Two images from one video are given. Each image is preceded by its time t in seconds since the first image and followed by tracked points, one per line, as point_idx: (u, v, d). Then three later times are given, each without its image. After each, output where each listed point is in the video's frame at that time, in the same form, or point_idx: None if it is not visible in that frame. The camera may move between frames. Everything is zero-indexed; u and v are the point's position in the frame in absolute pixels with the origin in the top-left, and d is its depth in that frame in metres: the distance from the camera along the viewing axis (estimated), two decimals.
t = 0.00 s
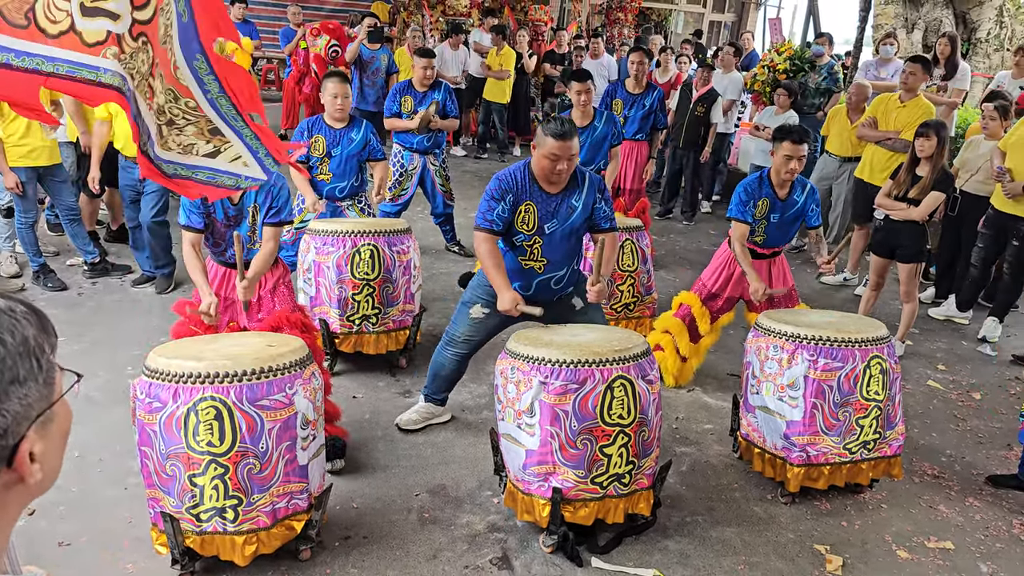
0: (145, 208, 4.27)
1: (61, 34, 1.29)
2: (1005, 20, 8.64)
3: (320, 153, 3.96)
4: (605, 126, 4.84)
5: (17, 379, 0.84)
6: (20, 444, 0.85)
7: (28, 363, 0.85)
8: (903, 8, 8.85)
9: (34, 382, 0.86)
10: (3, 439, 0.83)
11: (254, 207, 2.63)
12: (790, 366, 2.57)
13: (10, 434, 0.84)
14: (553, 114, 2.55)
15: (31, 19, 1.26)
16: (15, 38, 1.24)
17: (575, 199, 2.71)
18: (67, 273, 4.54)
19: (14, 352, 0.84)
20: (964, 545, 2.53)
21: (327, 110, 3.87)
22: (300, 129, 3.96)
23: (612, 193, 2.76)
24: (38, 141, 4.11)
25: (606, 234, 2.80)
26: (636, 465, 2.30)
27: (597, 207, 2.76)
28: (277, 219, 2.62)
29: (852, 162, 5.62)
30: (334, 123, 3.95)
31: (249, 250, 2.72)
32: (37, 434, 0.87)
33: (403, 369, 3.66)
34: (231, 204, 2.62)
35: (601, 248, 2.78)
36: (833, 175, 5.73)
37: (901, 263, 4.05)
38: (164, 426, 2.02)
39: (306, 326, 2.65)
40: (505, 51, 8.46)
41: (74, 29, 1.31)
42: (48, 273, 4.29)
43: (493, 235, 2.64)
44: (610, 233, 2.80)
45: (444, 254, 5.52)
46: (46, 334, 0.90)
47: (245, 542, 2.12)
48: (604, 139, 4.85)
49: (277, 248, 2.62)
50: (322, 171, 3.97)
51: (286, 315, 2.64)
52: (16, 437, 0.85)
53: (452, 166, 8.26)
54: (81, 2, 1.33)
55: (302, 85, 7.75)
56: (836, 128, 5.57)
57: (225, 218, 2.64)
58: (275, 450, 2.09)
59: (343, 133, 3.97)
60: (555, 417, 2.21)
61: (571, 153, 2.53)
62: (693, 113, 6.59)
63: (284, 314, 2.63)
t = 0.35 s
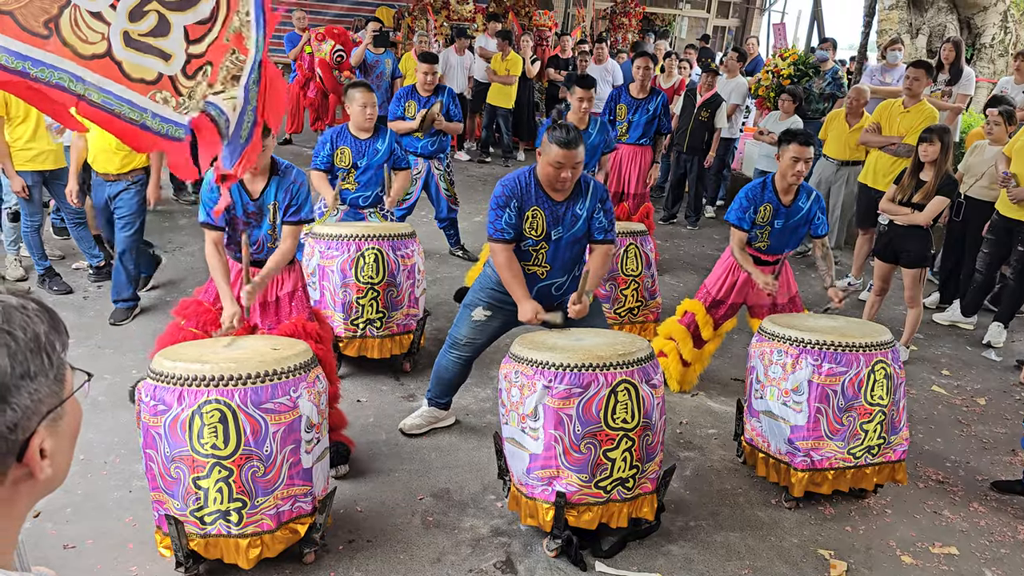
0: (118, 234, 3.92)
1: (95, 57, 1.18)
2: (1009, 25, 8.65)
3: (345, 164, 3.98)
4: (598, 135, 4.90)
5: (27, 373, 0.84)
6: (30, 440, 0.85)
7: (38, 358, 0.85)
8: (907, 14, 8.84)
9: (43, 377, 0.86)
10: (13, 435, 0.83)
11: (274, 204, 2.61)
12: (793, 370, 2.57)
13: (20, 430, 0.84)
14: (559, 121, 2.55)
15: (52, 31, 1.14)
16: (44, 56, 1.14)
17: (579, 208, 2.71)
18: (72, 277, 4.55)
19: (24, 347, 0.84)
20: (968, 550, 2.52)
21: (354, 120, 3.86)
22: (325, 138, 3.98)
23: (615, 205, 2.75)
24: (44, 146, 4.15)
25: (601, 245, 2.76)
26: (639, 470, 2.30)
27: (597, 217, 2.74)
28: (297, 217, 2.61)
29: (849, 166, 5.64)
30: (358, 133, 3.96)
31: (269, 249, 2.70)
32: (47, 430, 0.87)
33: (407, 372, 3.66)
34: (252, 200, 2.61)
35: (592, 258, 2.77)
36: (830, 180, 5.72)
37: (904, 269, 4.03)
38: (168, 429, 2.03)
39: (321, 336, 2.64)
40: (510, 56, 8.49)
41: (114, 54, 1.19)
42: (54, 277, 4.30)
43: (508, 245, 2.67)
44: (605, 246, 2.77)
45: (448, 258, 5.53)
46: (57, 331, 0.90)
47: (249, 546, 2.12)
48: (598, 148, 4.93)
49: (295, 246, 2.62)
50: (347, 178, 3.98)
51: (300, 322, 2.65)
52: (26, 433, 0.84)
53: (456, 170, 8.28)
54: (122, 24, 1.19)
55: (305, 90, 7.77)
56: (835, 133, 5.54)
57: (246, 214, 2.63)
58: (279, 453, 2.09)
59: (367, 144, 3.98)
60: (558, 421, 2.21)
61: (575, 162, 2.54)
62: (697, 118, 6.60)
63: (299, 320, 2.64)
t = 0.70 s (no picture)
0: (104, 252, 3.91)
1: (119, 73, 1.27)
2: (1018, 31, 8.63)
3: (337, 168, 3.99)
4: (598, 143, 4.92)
5: (52, 377, 0.85)
6: (52, 443, 0.86)
7: (61, 362, 0.86)
8: (915, 19, 8.81)
9: (67, 381, 0.87)
10: (38, 437, 0.84)
11: (239, 209, 2.62)
12: (802, 377, 2.56)
13: (44, 432, 0.84)
14: (566, 130, 2.56)
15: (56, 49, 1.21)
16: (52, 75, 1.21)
17: (586, 217, 2.73)
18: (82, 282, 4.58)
19: (48, 352, 0.84)
20: (979, 558, 2.51)
21: (345, 125, 3.91)
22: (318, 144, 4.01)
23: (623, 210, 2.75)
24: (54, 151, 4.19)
25: (613, 249, 2.77)
26: (647, 476, 2.30)
27: (605, 223, 2.75)
28: (263, 219, 2.64)
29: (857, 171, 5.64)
30: (351, 139, 3.98)
31: (240, 254, 2.70)
32: (67, 433, 0.88)
33: (415, 378, 3.67)
34: (216, 208, 2.60)
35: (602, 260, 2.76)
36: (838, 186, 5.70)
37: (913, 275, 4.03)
38: (178, 433, 2.04)
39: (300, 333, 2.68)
40: (519, 63, 8.51)
41: (94, 52, 1.24)
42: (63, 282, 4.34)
43: (514, 257, 2.67)
44: (617, 247, 2.77)
45: (456, 264, 5.54)
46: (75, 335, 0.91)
47: (258, 550, 2.13)
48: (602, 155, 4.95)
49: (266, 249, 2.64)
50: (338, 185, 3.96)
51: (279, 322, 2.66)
52: (49, 435, 0.85)
53: (464, 176, 8.30)
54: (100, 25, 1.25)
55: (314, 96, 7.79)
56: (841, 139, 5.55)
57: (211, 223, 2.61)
58: (288, 458, 2.10)
59: (359, 148, 4.00)
60: (566, 427, 2.21)
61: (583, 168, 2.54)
62: (705, 123, 6.60)
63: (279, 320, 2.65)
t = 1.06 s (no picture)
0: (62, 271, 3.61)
1: (115, 76, 1.21)
2: None
3: (349, 173, 4.00)
4: (617, 146, 4.90)
5: (78, 383, 0.85)
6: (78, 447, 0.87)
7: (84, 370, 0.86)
8: (925, 22, 8.77)
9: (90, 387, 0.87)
10: (67, 443, 0.84)
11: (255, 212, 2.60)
12: (811, 381, 2.55)
13: (73, 438, 0.85)
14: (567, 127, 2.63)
15: (75, 52, 1.19)
16: (65, 75, 1.18)
17: (595, 221, 2.72)
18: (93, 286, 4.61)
19: (71, 359, 0.85)
20: (990, 563, 2.49)
21: (354, 130, 3.92)
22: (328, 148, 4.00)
23: (631, 216, 2.75)
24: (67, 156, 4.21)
25: (623, 256, 2.77)
26: (656, 480, 2.30)
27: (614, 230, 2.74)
28: (279, 222, 2.59)
29: (866, 174, 5.60)
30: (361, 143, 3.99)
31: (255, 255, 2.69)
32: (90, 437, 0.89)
33: (423, 382, 3.67)
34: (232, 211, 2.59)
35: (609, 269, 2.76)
36: (847, 188, 5.68)
37: (924, 278, 4.00)
38: (188, 437, 2.05)
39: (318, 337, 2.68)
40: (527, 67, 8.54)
41: (134, 73, 1.22)
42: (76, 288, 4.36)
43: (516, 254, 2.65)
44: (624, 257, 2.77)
45: (464, 267, 5.55)
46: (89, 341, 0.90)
47: (267, 554, 2.14)
48: (612, 158, 4.91)
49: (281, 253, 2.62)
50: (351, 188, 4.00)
51: (298, 325, 2.68)
52: (76, 441, 0.86)
53: (473, 180, 8.32)
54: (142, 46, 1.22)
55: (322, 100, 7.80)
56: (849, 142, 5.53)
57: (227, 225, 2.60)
58: (297, 462, 2.11)
59: (371, 153, 4.01)
60: (575, 431, 2.21)
61: (589, 161, 2.57)
62: (714, 126, 6.59)
63: (297, 323, 2.67)
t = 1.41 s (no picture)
0: None
1: (123, 90, 1.47)
2: None
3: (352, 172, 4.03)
4: (614, 143, 4.89)
5: (55, 385, 0.84)
6: (57, 450, 0.85)
7: (63, 371, 0.85)
8: (930, 22, 8.73)
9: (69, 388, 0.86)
10: (44, 446, 0.83)
11: (272, 217, 2.58)
12: (816, 382, 2.55)
13: (51, 440, 0.84)
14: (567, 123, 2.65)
15: (88, 61, 1.42)
16: (70, 74, 1.40)
17: (597, 217, 2.72)
18: (97, 289, 4.62)
19: (50, 361, 0.84)
20: (995, 565, 2.48)
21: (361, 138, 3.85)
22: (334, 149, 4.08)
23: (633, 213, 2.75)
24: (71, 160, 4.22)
25: (620, 254, 2.76)
26: (660, 482, 2.29)
27: (615, 226, 2.74)
28: (294, 228, 2.56)
29: (870, 174, 5.59)
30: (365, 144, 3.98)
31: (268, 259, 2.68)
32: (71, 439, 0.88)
33: (427, 383, 3.67)
34: (249, 214, 2.58)
35: (611, 270, 2.75)
36: (850, 189, 5.66)
37: (928, 279, 4.02)
38: (191, 438, 2.06)
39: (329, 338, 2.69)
40: (530, 69, 8.54)
41: (141, 93, 1.50)
42: (81, 291, 4.36)
43: (528, 258, 2.67)
44: (624, 254, 2.76)
45: (468, 269, 5.55)
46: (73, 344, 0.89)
47: (270, 555, 2.13)
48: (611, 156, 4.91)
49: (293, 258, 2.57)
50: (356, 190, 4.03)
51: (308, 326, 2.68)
52: (54, 444, 0.85)
53: (476, 181, 8.32)
54: (154, 71, 1.52)
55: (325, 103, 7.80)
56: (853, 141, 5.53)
57: (243, 228, 2.59)
58: (300, 463, 2.11)
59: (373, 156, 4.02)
60: (578, 432, 2.21)
61: (590, 154, 2.58)
62: (717, 127, 6.58)
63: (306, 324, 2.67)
